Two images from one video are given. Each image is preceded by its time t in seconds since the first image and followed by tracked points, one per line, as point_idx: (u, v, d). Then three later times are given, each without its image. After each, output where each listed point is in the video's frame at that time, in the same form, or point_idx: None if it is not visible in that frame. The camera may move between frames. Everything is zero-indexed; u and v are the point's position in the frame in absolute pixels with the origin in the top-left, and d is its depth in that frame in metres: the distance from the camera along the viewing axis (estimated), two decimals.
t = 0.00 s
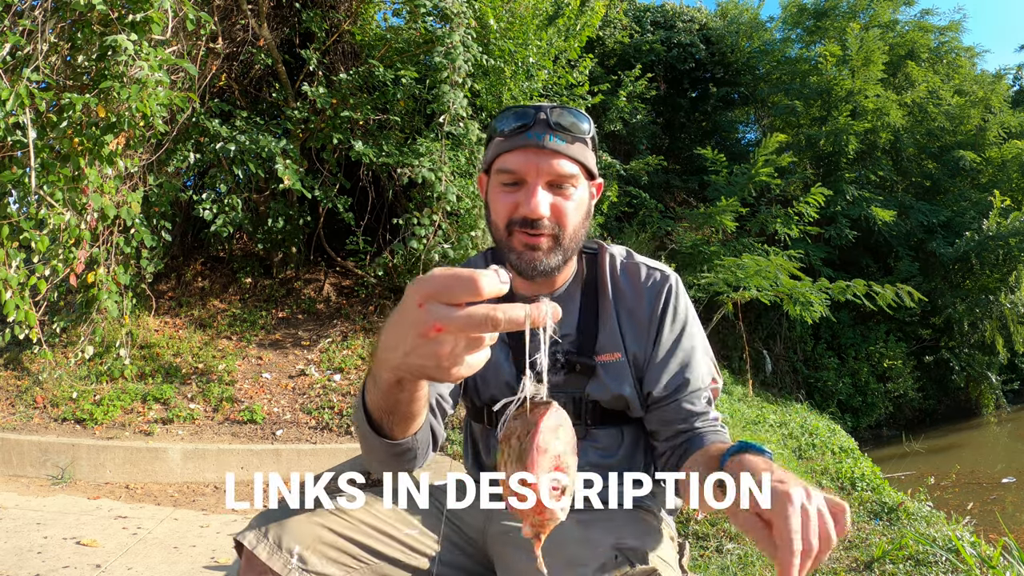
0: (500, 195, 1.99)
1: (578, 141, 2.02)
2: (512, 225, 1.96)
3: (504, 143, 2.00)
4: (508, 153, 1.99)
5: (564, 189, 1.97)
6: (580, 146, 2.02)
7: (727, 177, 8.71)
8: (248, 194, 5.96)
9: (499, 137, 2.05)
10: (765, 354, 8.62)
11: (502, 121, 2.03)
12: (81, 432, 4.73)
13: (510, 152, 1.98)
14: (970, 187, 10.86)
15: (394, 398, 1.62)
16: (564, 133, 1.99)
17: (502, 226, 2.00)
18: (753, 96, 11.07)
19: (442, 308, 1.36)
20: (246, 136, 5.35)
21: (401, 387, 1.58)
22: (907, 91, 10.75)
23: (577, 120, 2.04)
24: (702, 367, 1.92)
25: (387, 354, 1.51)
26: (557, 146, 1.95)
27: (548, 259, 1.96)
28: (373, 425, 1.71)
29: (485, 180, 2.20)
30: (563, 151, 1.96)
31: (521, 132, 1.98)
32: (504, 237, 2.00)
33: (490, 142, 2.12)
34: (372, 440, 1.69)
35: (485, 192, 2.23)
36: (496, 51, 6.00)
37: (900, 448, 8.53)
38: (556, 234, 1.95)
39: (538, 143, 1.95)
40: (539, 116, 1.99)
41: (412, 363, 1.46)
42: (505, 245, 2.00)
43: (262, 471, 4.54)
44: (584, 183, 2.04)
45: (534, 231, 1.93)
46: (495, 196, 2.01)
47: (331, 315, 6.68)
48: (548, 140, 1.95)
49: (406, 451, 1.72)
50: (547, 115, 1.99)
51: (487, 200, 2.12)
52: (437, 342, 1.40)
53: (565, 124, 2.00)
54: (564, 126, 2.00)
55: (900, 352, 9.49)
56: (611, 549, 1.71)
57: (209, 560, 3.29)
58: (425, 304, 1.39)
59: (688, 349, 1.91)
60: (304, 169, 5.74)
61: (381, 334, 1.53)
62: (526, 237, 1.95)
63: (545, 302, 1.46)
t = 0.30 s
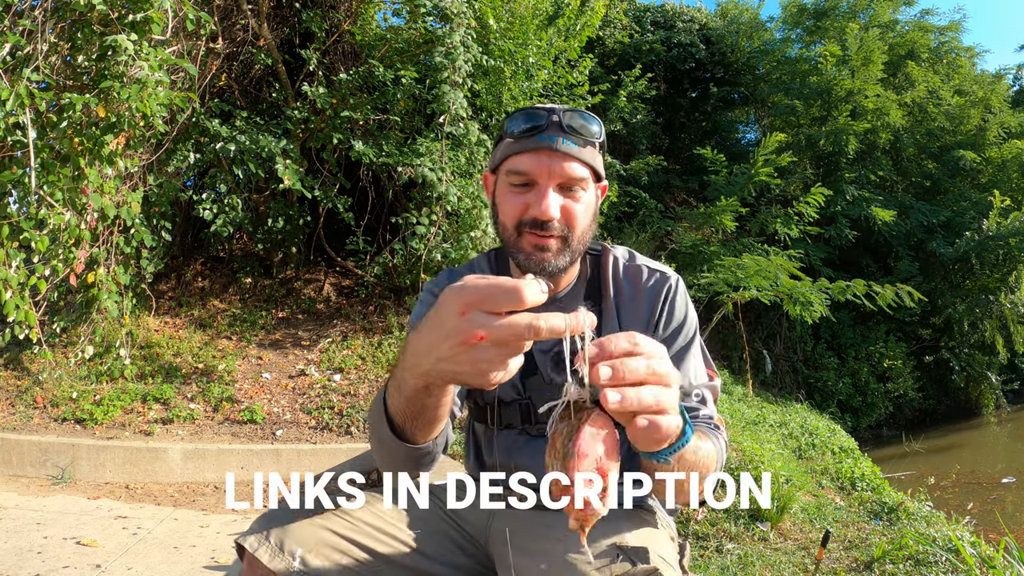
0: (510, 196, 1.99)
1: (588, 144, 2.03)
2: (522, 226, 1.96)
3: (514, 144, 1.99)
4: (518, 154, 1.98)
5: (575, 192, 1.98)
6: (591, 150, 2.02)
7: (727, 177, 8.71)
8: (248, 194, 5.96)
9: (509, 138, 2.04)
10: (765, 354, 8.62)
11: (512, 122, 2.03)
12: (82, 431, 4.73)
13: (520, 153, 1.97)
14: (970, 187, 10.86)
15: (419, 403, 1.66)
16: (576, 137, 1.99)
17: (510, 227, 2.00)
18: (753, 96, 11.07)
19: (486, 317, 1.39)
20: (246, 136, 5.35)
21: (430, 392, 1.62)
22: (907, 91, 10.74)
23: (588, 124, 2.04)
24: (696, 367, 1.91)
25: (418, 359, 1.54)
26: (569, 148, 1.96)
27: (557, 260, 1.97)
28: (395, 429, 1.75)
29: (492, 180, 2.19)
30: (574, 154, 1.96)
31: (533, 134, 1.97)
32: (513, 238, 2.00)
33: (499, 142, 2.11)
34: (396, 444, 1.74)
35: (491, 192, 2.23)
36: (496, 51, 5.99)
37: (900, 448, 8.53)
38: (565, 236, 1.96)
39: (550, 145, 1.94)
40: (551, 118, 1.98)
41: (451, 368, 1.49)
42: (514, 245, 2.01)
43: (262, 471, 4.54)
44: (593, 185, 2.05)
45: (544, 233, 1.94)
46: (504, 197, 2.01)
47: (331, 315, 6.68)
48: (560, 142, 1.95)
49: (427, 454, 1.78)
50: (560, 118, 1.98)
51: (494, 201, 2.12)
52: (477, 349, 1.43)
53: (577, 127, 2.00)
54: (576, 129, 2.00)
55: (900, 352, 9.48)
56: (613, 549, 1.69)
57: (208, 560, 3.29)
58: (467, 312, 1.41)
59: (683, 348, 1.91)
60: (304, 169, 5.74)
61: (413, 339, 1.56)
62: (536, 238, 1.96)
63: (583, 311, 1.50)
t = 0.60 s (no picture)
0: (514, 190, 1.99)
1: (593, 142, 2.02)
2: (525, 220, 1.96)
3: (520, 139, 2.00)
4: (524, 149, 1.99)
5: (578, 187, 1.97)
6: (595, 147, 2.02)
7: (727, 177, 8.71)
8: (248, 194, 5.97)
9: (515, 134, 2.05)
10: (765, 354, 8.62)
11: (518, 119, 2.03)
12: (81, 432, 4.73)
13: (526, 148, 1.98)
14: (970, 187, 10.85)
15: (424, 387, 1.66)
16: (580, 133, 1.99)
17: (514, 220, 2.01)
18: (753, 96, 11.06)
19: (501, 303, 1.38)
20: (246, 136, 5.36)
21: (438, 379, 1.62)
22: (907, 91, 10.74)
23: (593, 122, 2.04)
24: (693, 365, 1.91)
25: (430, 344, 1.54)
26: (573, 144, 1.96)
27: (559, 254, 1.97)
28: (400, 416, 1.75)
29: (499, 176, 2.20)
30: (578, 150, 1.96)
31: (538, 130, 1.98)
32: (517, 231, 2.01)
33: (506, 139, 2.12)
34: (401, 432, 1.74)
35: (497, 188, 2.23)
36: (496, 51, 5.99)
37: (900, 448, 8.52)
38: (567, 231, 1.96)
39: (555, 140, 1.95)
40: (556, 115, 1.98)
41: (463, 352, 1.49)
42: (517, 239, 2.01)
43: (262, 471, 4.54)
44: (597, 182, 2.05)
45: (546, 227, 1.94)
46: (509, 192, 2.02)
47: (331, 315, 6.68)
48: (564, 138, 1.96)
49: (431, 441, 1.79)
50: (565, 115, 1.99)
51: (499, 196, 2.12)
52: (491, 335, 1.43)
53: (581, 125, 2.00)
54: (581, 126, 2.00)
55: (900, 352, 9.48)
56: (612, 548, 1.69)
57: (208, 560, 3.29)
58: (482, 298, 1.40)
59: (681, 345, 1.90)
60: (304, 169, 5.74)
61: (427, 325, 1.56)
62: (539, 232, 1.96)
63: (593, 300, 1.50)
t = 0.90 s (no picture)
0: (514, 188, 2.00)
1: (592, 140, 2.02)
2: (524, 218, 1.97)
3: (520, 137, 2.00)
4: (524, 148, 1.99)
5: (577, 186, 1.97)
6: (595, 146, 2.02)
7: (727, 177, 8.71)
8: (248, 194, 5.97)
9: (515, 133, 2.05)
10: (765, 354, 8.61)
11: (518, 118, 2.04)
12: (81, 432, 4.73)
13: (525, 147, 1.98)
14: (970, 187, 10.85)
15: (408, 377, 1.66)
16: (579, 132, 1.99)
17: (513, 218, 2.01)
18: (753, 96, 11.05)
19: (470, 294, 1.39)
20: (246, 136, 5.36)
21: (414, 368, 1.63)
22: (907, 91, 10.74)
23: (592, 121, 2.04)
24: (693, 362, 1.91)
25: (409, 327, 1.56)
26: (572, 143, 1.95)
27: (558, 252, 1.97)
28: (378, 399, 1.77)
29: (499, 174, 2.20)
30: (578, 148, 1.96)
31: (538, 128, 1.98)
32: (516, 229, 2.01)
33: (506, 138, 2.13)
34: (372, 413, 1.75)
35: (497, 186, 2.23)
36: (496, 52, 5.99)
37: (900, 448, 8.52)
38: (566, 229, 1.96)
39: (554, 139, 1.95)
40: (556, 113, 1.98)
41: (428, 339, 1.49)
42: (516, 237, 2.01)
43: (262, 471, 4.54)
44: (596, 181, 2.05)
45: (545, 225, 1.94)
46: (509, 190, 2.02)
47: (331, 315, 6.68)
48: (563, 136, 1.95)
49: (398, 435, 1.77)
50: (564, 113, 1.98)
51: (499, 194, 2.12)
52: (455, 324, 1.43)
53: (581, 123, 2.00)
54: (580, 125, 2.00)
55: (900, 352, 9.48)
56: (612, 548, 1.68)
57: (208, 560, 3.29)
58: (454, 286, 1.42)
59: (681, 343, 1.90)
60: (304, 169, 5.74)
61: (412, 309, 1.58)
62: (537, 230, 1.96)
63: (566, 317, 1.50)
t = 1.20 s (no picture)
0: (511, 190, 2.00)
1: (590, 141, 2.02)
2: (522, 219, 1.96)
3: (516, 138, 2.01)
4: (521, 149, 1.99)
5: (575, 187, 1.97)
6: (592, 147, 2.02)
7: (727, 177, 8.71)
8: (248, 194, 5.96)
9: (513, 134, 2.05)
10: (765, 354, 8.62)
11: (515, 118, 2.04)
12: (81, 432, 4.73)
13: (522, 148, 1.98)
14: (970, 187, 10.85)
15: (396, 375, 1.70)
16: (577, 132, 1.98)
17: (510, 220, 2.00)
18: (753, 96, 11.05)
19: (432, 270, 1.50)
20: (246, 136, 5.36)
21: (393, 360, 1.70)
22: (907, 91, 10.74)
23: (590, 121, 2.04)
24: (693, 361, 1.91)
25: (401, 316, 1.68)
26: (569, 143, 1.96)
27: (556, 252, 1.96)
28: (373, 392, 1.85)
29: (496, 176, 2.20)
30: (575, 149, 1.96)
31: (535, 129, 1.98)
32: (513, 230, 2.00)
33: (503, 139, 2.12)
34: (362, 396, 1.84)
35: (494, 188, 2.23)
36: (496, 51, 5.99)
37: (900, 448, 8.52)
38: (564, 230, 1.96)
39: (551, 139, 1.95)
40: (552, 114, 1.98)
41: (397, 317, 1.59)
42: (514, 238, 2.00)
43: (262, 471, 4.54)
44: (594, 182, 2.05)
45: (543, 226, 1.94)
46: (506, 191, 2.02)
47: (331, 315, 6.68)
48: (561, 137, 1.96)
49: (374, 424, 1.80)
50: (561, 113, 1.98)
51: (496, 196, 2.12)
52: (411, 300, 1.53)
53: (578, 123, 2.00)
54: (577, 125, 2.00)
55: (900, 352, 9.48)
56: (612, 548, 1.68)
57: (208, 560, 3.29)
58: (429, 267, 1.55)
59: (682, 342, 1.90)
60: (303, 169, 5.74)
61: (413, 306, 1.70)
62: (535, 231, 1.95)
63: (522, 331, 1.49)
